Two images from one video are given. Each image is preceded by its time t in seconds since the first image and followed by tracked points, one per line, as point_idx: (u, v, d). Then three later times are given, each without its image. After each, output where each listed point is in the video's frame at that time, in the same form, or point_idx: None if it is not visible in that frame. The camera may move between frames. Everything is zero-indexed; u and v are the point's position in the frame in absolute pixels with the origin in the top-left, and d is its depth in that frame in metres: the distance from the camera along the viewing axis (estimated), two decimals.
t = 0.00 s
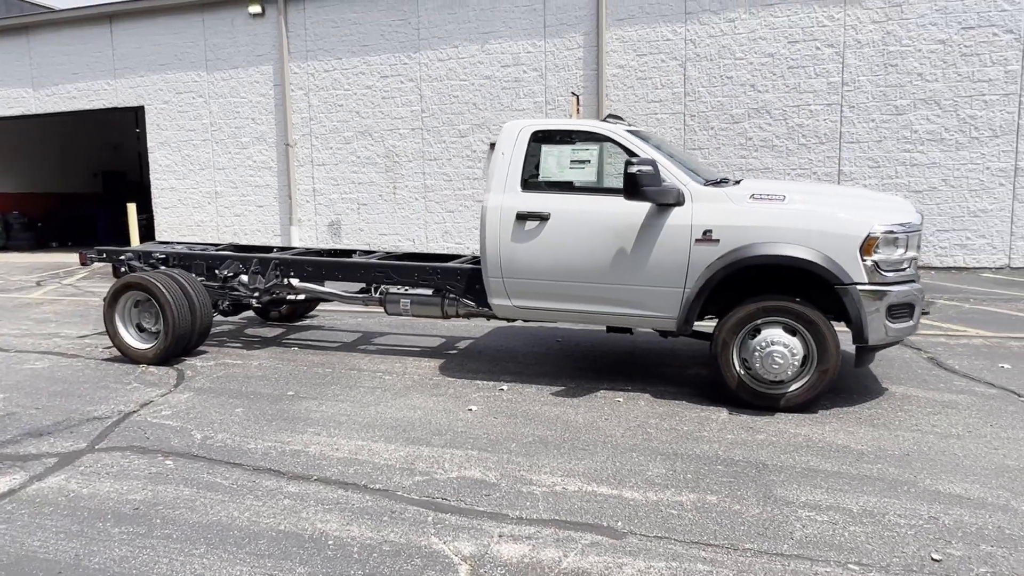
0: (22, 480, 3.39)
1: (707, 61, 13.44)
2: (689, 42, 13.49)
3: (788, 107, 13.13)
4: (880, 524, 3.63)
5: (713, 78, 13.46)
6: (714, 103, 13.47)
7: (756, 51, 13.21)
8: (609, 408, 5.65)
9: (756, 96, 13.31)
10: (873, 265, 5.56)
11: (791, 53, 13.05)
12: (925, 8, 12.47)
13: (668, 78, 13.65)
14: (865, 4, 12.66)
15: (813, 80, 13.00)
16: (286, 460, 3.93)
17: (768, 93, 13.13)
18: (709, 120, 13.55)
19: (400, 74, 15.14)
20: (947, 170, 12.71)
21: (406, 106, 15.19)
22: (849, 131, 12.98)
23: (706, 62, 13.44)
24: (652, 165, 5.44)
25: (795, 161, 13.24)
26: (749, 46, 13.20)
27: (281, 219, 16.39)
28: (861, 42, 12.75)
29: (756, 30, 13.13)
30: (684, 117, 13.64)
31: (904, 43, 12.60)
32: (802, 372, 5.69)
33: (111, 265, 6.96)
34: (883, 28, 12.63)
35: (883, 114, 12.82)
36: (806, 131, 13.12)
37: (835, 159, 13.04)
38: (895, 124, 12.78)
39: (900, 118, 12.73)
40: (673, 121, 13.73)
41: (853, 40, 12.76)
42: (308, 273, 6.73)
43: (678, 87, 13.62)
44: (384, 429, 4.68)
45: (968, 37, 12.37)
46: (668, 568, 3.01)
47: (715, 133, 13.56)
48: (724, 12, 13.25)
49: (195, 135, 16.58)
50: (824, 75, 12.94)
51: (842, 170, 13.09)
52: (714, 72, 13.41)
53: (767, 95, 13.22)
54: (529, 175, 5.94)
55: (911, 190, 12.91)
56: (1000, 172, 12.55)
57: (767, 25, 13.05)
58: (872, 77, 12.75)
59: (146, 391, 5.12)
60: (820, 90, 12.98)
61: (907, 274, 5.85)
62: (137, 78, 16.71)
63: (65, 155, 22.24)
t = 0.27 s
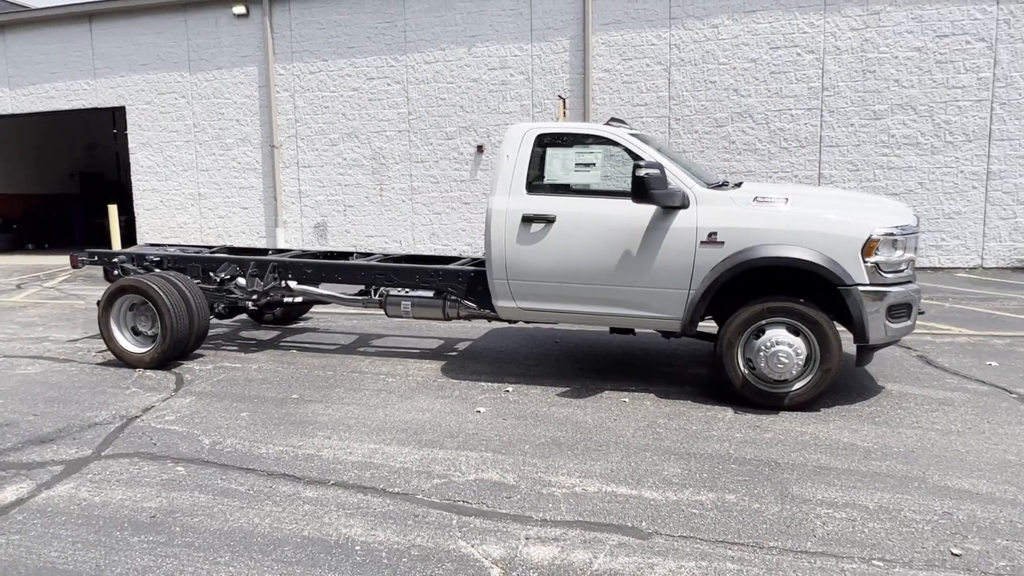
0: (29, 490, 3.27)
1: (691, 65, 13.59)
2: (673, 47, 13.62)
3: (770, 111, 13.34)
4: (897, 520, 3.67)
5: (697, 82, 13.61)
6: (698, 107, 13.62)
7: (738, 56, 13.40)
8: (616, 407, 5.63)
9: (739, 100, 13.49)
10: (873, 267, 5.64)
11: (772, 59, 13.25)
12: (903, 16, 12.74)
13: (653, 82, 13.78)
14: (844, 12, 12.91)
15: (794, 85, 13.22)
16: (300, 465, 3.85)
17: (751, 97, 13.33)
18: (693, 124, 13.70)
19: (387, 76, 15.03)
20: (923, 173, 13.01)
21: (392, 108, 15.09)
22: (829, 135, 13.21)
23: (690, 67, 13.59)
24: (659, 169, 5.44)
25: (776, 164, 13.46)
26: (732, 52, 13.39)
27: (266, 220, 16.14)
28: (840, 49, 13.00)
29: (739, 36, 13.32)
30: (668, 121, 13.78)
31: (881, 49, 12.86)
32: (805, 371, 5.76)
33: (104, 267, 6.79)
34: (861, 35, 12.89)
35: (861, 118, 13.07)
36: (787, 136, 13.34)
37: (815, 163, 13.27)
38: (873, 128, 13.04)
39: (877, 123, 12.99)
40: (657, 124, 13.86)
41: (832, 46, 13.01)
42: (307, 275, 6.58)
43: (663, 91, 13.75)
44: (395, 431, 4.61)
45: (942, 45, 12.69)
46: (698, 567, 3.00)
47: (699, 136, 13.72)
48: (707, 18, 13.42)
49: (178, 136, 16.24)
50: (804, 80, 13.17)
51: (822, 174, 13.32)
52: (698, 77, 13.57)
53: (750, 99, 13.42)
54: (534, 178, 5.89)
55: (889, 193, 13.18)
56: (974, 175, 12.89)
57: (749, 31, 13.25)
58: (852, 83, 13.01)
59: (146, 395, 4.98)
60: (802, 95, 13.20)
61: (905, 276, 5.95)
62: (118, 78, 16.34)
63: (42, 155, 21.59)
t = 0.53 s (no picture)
0: (34, 496, 3.12)
1: (677, 67, 13.67)
2: (659, 49, 13.69)
3: (754, 113, 13.48)
4: (919, 514, 3.67)
5: (682, 84, 13.71)
6: (683, 109, 13.72)
7: (723, 59, 13.52)
8: (626, 404, 5.58)
9: (723, 102, 13.62)
10: (879, 264, 5.62)
11: (756, 61, 13.38)
12: (883, 20, 12.93)
13: (640, 84, 13.85)
14: (825, 16, 13.09)
15: (777, 88, 13.37)
16: (314, 466, 3.73)
17: (735, 99, 13.46)
18: (679, 125, 13.80)
19: (374, 76, 14.87)
20: (902, 174, 13.23)
21: (380, 107, 14.92)
22: (811, 137, 13.39)
23: (676, 69, 13.67)
24: (669, 167, 5.39)
25: (760, 165, 13.62)
26: (717, 54, 13.51)
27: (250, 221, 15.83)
28: (822, 52, 13.17)
29: (723, 39, 13.44)
30: (655, 123, 13.86)
31: (861, 53, 13.05)
32: (812, 368, 5.77)
33: (95, 268, 6.57)
34: (842, 39, 13.07)
35: (842, 120, 13.26)
36: (771, 137, 13.50)
37: (798, 164, 13.45)
38: (854, 130, 13.24)
39: (858, 125, 13.19)
40: (644, 126, 13.92)
41: (814, 50, 13.17)
42: (307, 274, 6.40)
43: (649, 92, 13.82)
44: (406, 431, 4.50)
45: (920, 49, 12.88)
46: (733, 563, 2.96)
47: (685, 137, 13.82)
48: (693, 21, 13.51)
49: (160, 136, 15.84)
50: (787, 83, 13.32)
51: (805, 174, 13.48)
52: (684, 79, 13.66)
53: (734, 101, 13.55)
54: (540, 176, 5.80)
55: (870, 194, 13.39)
56: (951, 176, 13.11)
57: (733, 34, 13.38)
58: (833, 86, 13.19)
59: (145, 397, 4.81)
60: (784, 97, 13.34)
61: (908, 272, 5.93)
62: (98, 76, 15.93)
63: (19, 154, 20.94)
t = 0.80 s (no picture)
0: (43, 510, 2.98)
1: (665, 71, 13.72)
2: (647, 53, 13.74)
3: (740, 116, 13.58)
4: (945, 515, 3.67)
5: (670, 87, 13.77)
6: (671, 111, 13.79)
7: (710, 62, 13.60)
8: (639, 406, 5.51)
9: (710, 105, 13.70)
10: (887, 265, 5.61)
11: (742, 65, 13.49)
12: (866, 26, 13.09)
13: (628, 86, 13.87)
14: (810, 21, 13.21)
15: (763, 91, 13.49)
16: (333, 473, 3.61)
17: (722, 102, 13.55)
18: (667, 128, 13.87)
19: (362, 77, 14.67)
20: (884, 176, 13.43)
21: (369, 108, 14.74)
22: (796, 139, 13.54)
23: (664, 72, 13.72)
24: (682, 169, 5.34)
25: (746, 167, 13.74)
26: (704, 58, 13.58)
27: (234, 222, 15.46)
28: (806, 57, 13.30)
29: (710, 43, 13.51)
30: (643, 125, 13.91)
31: (845, 58, 13.21)
32: (822, 368, 5.77)
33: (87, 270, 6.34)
34: (826, 44, 13.22)
35: (826, 124, 13.41)
36: (757, 139, 13.62)
37: (783, 165, 13.59)
38: (837, 134, 13.40)
39: (841, 128, 13.36)
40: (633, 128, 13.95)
41: (799, 54, 13.30)
42: (307, 276, 6.22)
43: (637, 95, 13.86)
44: (421, 435, 4.38)
45: (902, 54, 13.07)
46: (771, 566, 2.92)
47: (673, 139, 13.90)
48: (681, 24, 13.56)
49: (144, 135, 15.45)
50: (773, 86, 13.44)
51: (790, 176, 13.63)
52: (672, 82, 13.72)
53: (721, 104, 13.64)
54: (550, 178, 5.67)
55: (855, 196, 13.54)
56: (930, 178, 13.33)
57: (720, 38, 13.46)
58: (818, 90, 13.34)
59: (146, 403, 4.64)
60: (770, 100, 13.47)
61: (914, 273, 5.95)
62: (79, 75, 15.49)
63: None
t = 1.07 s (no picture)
0: (65, 514, 2.89)
1: (653, 75, 13.80)
2: (635, 57, 13.80)
3: (725, 120, 13.73)
4: (961, 507, 3.74)
5: (658, 91, 13.86)
6: (659, 115, 13.89)
7: (696, 67, 13.70)
8: (649, 402, 5.53)
9: (696, 110, 13.83)
10: (889, 264, 5.69)
11: (727, 71, 13.61)
12: (844, 34, 13.29)
13: (616, 90, 13.93)
14: (791, 28, 13.37)
15: (747, 96, 13.63)
16: (356, 473, 3.56)
17: (707, 107, 13.68)
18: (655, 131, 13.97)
19: (353, 78, 14.53)
20: (862, 180, 13.65)
21: (359, 110, 14.60)
22: (778, 143, 13.71)
23: (652, 77, 13.80)
24: (692, 171, 5.35)
25: (731, 170, 13.90)
26: (690, 63, 13.69)
27: (227, 222, 15.23)
28: (788, 63, 13.46)
29: (696, 48, 13.62)
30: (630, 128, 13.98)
31: (825, 64, 13.38)
32: (826, 365, 5.82)
33: (86, 271, 6.20)
34: (807, 51, 13.39)
35: (807, 128, 13.59)
36: (741, 143, 13.77)
37: (766, 168, 13.76)
38: (818, 138, 13.57)
39: (821, 133, 13.53)
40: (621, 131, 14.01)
41: (782, 60, 13.45)
42: (312, 276, 6.15)
43: (626, 98, 13.92)
44: (438, 434, 4.35)
45: (879, 62, 13.29)
46: (805, 559, 2.94)
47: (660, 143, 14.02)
48: (666, 31, 13.66)
49: (132, 135, 15.08)
50: (756, 91, 13.58)
51: (772, 179, 13.80)
52: (659, 86, 13.81)
53: (707, 109, 13.76)
54: (559, 179, 5.63)
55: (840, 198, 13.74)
56: (906, 181, 13.58)
57: (706, 44, 13.57)
58: (799, 95, 13.51)
59: (155, 405, 4.54)
60: (753, 105, 13.62)
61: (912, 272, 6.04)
62: (66, 74, 15.09)
63: None
